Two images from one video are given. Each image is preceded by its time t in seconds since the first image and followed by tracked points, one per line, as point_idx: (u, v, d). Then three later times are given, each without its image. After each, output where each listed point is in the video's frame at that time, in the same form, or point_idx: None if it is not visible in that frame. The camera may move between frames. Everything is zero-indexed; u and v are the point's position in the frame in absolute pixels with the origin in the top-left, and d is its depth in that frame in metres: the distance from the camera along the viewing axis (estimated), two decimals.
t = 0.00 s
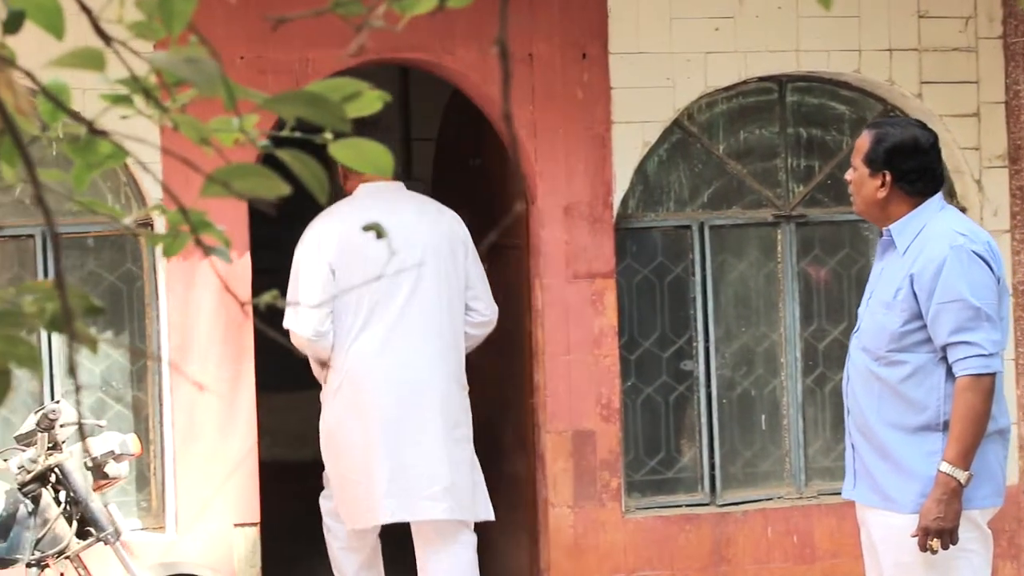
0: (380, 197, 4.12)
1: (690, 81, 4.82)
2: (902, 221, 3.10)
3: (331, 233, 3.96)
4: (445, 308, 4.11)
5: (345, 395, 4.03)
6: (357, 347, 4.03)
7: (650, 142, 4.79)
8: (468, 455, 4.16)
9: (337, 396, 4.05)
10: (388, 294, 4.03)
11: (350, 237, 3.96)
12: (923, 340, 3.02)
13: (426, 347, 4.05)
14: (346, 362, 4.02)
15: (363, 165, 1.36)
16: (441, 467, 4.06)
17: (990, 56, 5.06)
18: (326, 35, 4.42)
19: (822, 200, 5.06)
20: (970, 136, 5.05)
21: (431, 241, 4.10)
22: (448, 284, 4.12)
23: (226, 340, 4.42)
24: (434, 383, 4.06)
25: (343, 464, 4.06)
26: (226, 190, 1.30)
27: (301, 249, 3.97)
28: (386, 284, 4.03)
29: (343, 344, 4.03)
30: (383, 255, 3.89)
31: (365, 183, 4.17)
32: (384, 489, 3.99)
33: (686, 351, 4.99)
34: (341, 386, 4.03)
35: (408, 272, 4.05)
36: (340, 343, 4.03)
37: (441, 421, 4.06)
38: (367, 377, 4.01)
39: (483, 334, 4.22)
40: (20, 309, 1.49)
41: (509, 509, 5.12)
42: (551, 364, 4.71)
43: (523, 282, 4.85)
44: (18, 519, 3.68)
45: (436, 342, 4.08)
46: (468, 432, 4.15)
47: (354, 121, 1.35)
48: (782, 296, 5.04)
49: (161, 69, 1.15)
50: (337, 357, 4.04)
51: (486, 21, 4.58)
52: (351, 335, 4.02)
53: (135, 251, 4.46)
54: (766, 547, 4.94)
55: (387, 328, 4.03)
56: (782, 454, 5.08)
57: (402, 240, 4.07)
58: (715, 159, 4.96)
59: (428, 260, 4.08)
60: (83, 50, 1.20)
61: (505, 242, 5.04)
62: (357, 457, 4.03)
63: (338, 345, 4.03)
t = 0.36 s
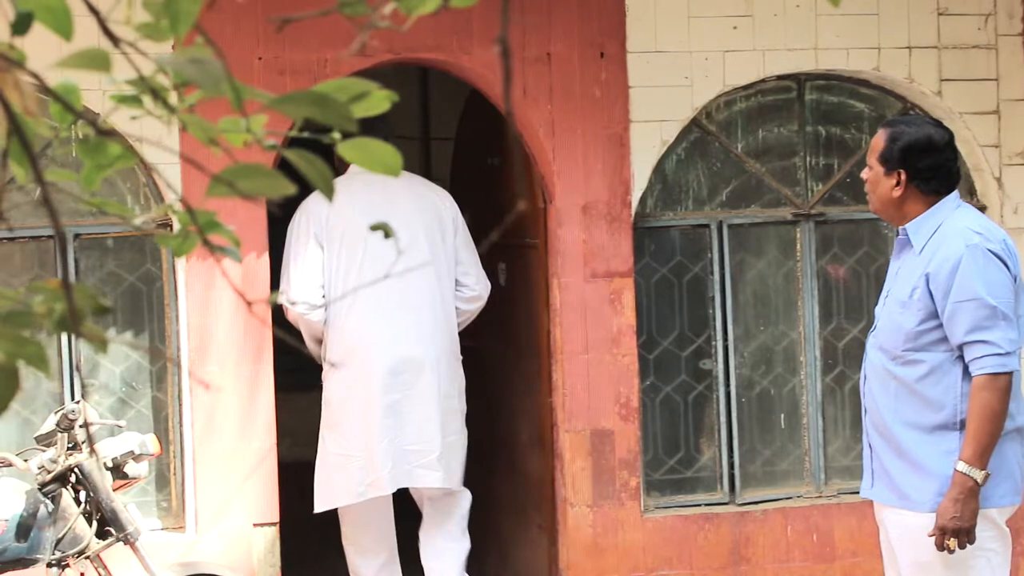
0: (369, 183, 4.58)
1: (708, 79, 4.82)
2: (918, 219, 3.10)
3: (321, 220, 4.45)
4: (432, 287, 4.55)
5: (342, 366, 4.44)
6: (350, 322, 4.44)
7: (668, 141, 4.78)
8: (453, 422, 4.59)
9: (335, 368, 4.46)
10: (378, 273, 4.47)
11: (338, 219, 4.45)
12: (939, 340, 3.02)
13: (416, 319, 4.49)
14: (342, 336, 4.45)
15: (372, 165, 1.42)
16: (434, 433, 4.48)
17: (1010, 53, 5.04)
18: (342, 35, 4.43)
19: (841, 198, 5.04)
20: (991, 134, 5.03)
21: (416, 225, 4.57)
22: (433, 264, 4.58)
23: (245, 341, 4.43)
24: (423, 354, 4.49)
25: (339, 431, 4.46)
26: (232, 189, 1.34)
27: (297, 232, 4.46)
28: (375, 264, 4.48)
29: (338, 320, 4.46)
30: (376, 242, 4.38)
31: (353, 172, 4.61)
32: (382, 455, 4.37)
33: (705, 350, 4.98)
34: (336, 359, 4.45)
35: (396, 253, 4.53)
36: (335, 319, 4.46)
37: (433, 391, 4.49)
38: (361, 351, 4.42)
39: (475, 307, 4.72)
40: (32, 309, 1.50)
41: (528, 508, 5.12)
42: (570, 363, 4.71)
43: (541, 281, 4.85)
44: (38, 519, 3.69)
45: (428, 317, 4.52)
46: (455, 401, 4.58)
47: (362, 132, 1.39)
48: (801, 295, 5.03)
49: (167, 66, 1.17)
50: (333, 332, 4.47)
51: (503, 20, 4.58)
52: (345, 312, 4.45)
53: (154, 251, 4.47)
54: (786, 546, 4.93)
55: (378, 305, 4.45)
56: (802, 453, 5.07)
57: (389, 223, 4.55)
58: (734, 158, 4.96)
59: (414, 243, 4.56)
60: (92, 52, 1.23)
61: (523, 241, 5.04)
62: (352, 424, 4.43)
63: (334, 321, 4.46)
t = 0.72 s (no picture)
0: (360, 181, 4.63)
1: (704, 78, 4.81)
2: (914, 217, 3.10)
3: (318, 220, 4.50)
4: (424, 286, 4.65)
5: (337, 364, 4.52)
6: (346, 321, 4.52)
7: (665, 140, 4.78)
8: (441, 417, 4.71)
9: (328, 365, 4.54)
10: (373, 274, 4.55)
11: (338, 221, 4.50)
12: (934, 338, 3.02)
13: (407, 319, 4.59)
14: (338, 335, 4.52)
15: (360, 169, 1.43)
16: (425, 429, 4.60)
17: (1006, 50, 5.04)
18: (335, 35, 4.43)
19: (839, 196, 5.04)
20: (988, 131, 5.02)
21: (409, 224, 4.65)
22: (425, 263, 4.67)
23: (243, 344, 4.43)
24: (414, 353, 4.60)
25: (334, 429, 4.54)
26: (216, 193, 1.35)
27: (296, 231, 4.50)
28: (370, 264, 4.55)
29: (335, 318, 4.52)
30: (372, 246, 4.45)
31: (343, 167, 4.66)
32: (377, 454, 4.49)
33: (703, 349, 4.98)
34: (329, 358, 4.53)
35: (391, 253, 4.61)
36: (331, 317, 4.53)
37: (423, 388, 4.61)
38: (358, 350, 4.52)
39: (465, 303, 4.81)
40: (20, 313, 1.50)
41: (526, 509, 5.11)
42: (567, 363, 4.71)
43: (538, 281, 4.84)
44: (35, 525, 3.66)
45: (420, 316, 4.63)
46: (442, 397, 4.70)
47: (343, 121, 1.42)
48: (798, 293, 5.02)
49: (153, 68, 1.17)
50: (327, 330, 4.54)
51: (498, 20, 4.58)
52: (342, 311, 4.52)
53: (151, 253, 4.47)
54: (785, 545, 4.92)
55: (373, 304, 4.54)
56: (800, 451, 5.06)
57: (384, 222, 4.61)
58: (731, 156, 4.95)
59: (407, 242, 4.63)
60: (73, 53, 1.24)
61: (520, 240, 5.04)
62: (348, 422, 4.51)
63: (329, 319, 4.53)
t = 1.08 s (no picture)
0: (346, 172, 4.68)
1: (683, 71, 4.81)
2: (892, 209, 3.10)
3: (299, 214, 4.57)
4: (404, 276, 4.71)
5: (317, 352, 4.62)
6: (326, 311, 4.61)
7: (644, 133, 4.78)
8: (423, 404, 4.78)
9: (308, 353, 4.63)
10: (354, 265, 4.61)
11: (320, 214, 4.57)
12: (912, 331, 3.03)
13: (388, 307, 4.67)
14: (317, 324, 4.61)
15: (330, 158, 1.44)
16: (408, 413, 4.68)
17: (985, 43, 5.04)
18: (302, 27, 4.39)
19: (818, 189, 5.04)
20: (966, 124, 5.03)
21: (392, 216, 4.70)
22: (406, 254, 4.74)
23: (223, 338, 4.43)
24: (395, 339, 4.69)
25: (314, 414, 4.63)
26: (182, 183, 1.36)
27: (281, 221, 4.60)
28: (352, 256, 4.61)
29: (315, 308, 4.62)
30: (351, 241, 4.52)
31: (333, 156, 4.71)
32: (358, 438, 4.57)
33: (683, 342, 4.98)
34: (312, 345, 4.62)
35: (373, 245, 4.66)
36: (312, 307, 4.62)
37: (405, 374, 4.69)
38: (336, 339, 4.60)
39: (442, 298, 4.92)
40: None
41: (506, 501, 5.12)
42: (547, 357, 4.71)
43: (518, 274, 4.84)
44: (12, 518, 3.65)
45: (399, 305, 4.70)
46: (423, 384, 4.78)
47: (312, 111, 1.42)
48: (778, 286, 5.03)
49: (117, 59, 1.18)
50: (309, 319, 4.63)
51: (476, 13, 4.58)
52: (322, 301, 4.61)
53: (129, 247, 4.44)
54: (765, 537, 4.94)
55: (352, 296, 4.61)
56: (780, 443, 5.07)
57: (367, 214, 4.66)
58: (710, 149, 4.95)
59: (389, 233, 4.69)
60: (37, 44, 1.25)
61: (499, 233, 5.04)
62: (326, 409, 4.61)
63: (311, 308, 4.62)
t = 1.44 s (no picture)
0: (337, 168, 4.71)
1: (674, 67, 4.81)
2: (883, 205, 3.11)
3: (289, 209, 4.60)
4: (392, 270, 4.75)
5: (304, 345, 4.66)
6: (314, 305, 4.65)
7: (635, 128, 4.78)
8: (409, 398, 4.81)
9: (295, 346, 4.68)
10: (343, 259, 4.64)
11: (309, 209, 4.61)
12: (901, 326, 3.03)
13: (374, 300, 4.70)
14: (305, 317, 4.66)
15: (320, 152, 1.44)
16: (391, 404, 4.70)
17: (975, 39, 5.05)
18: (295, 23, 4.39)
19: (809, 185, 5.05)
20: (956, 120, 5.04)
21: (381, 211, 4.73)
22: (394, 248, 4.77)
23: (213, 331, 4.42)
24: (382, 332, 4.72)
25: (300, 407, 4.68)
26: (171, 178, 1.35)
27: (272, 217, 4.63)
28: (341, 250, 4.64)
29: (303, 302, 4.66)
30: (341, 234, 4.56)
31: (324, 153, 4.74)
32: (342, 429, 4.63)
33: (673, 337, 4.98)
34: (298, 338, 4.67)
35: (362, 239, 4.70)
36: (300, 301, 4.65)
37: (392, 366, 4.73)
38: (322, 332, 4.65)
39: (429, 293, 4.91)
40: None
41: (496, 497, 5.12)
42: (537, 352, 4.71)
43: (508, 270, 4.84)
44: None
45: (387, 300, 4.73)
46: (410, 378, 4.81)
47: (302, 106, 1.42)
48: (768, 282, 5.04)
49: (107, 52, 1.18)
50: (297, 313, 4.67)
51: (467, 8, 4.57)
52: (310, 295, 4.65)
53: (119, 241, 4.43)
54: (754, 532, 4.94)
55: (341, 289, 4.65)
56: (770, 439, 5.08)
57: (357, 209, 4.69)
58: (701, 145, 4.95)
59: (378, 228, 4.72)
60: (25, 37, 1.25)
61: (489, 229, 5.04)
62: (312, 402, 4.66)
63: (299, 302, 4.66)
